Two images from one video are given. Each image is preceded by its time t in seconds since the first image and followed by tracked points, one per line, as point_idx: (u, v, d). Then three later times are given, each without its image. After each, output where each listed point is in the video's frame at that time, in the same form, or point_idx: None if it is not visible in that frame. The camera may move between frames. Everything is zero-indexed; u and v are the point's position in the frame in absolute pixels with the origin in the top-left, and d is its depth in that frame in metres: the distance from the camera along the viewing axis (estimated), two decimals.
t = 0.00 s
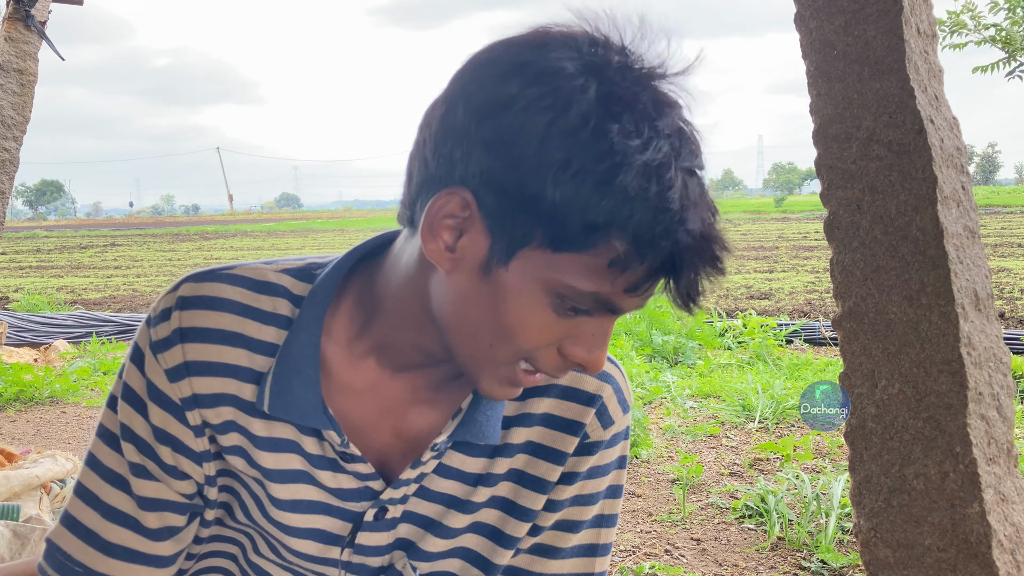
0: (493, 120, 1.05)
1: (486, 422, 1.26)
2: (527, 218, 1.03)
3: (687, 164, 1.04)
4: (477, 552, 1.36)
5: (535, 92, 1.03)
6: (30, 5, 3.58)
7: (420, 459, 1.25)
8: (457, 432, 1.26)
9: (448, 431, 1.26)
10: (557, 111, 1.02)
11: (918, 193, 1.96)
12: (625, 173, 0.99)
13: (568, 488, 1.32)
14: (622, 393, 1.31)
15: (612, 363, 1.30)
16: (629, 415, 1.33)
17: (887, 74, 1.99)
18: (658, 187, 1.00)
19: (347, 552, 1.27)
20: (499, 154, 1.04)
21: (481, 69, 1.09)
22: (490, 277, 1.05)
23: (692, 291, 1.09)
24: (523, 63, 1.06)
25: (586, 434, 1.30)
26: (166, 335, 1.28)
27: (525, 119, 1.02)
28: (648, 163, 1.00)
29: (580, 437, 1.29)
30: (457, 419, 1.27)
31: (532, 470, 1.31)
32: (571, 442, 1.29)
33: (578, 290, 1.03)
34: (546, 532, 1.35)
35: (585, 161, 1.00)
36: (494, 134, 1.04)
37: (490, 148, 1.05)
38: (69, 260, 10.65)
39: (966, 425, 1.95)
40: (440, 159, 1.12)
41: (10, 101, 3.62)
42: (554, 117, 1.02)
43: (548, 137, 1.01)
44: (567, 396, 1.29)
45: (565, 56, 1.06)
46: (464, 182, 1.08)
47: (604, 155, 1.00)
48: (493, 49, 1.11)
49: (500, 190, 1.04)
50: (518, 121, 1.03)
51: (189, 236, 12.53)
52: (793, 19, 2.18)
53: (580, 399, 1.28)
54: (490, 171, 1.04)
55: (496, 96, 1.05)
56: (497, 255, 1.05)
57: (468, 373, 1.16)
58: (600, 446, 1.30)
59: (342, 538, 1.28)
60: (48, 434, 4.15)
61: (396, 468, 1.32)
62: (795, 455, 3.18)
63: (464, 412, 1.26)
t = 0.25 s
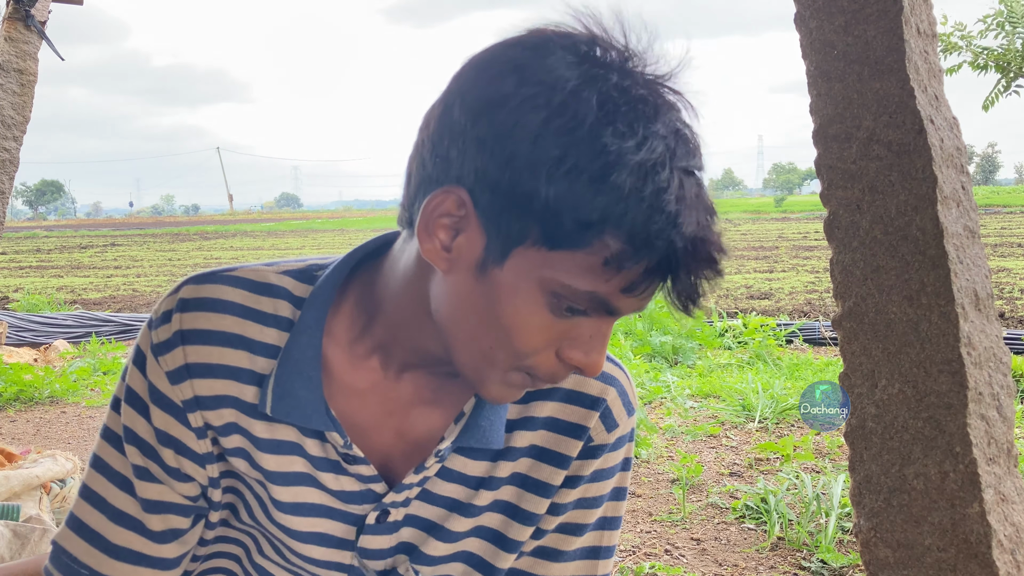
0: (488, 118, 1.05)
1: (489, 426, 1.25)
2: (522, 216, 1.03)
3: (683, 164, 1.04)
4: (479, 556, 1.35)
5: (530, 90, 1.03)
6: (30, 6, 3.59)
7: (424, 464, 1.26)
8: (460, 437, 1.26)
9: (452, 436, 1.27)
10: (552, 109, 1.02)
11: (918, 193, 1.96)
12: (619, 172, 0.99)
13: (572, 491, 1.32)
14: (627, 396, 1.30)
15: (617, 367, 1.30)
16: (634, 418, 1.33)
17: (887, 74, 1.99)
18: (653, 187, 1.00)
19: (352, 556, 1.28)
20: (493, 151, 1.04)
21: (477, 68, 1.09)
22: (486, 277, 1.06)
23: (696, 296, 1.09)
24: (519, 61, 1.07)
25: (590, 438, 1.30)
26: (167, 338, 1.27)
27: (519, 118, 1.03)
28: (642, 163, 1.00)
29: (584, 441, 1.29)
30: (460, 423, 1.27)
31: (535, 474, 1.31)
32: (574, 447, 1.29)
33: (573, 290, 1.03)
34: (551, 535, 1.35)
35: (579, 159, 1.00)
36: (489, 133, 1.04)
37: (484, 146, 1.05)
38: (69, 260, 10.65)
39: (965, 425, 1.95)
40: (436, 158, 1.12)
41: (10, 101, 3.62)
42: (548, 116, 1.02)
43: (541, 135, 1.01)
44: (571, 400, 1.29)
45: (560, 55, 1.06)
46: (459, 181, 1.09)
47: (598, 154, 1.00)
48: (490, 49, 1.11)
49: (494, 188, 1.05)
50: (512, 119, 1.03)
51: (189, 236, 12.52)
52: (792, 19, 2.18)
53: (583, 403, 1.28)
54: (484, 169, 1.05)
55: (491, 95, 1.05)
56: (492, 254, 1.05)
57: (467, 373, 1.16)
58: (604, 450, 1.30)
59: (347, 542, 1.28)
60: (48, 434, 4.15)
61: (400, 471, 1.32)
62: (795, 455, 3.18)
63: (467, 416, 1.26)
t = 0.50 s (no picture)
0: (478, 119, 1.05)
1: (492, 423, 1.25)
2: (510, 218, 1.03)
3: (673, 166, 1.03)
4: (480, 552, 1.36)
5: (519, 90, 1.03)
6: (30, 6, 3.59)
7: (427, 461, 1.25)
8: (464, 433, 1.26)
9: (456, 432, 1.26)
10: (541, 110, 1.02)
11: (918, 193, 1.96)
12: (605, 175, 0.99)
13: (575, 489, 1.32)
14: (633, 393, 1.30)
15: (622, 365, 1.30)
16: (640, 417, 1.32)
17: (887, 74, 1.99)
18: (640, 190, 1.00)
19: (355, 554, 1.28)
20: (481, 152, 1.04)
21: (470, 67, 1.09)
22: (475, 278, 1.06)
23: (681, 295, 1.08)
24: (511, 60, 1.06)
25: (595, 436, 1.29)
26: (171, 335, 1.28)
27: (508, 118, 1.03)
28: (629, 165, 1.00)
29: (588, 439, 1.29)
30: (463, 420, 1.27)
31: (539, 472, 1.31)
32: (578, 444, 1.29)
33: (561, 291, 1.03)
34: (551, 532, 1.35)
35: (566, 161, 1.00)
36: (478, 133, 1.04)
37: (473, 147, 1.05)
38: (69, 259, 10.65)
39: (965, 425, 1.95)
40: (428, 158, 1.13)
41: (10, 101, 3.62)
42: (536, 117, 1.01)
43: (529, 136, 1.01)
44: (575, 398, 1.29)
45: (551, 54, 1.05)
46: (450, 181, 1.09)
47: (585, 156, 1.00)
48: (484, 47, 1.11)
49: (482, 189, 1.05)
50: (501, 120, 1.03)
51: (189, 236, 12.52)
52: (792, 19, 2.18)
53: (588, 400, 1.28)
54: (473, 170, 1.05)
55: (481, 95, 1.05)
56: (481, 255, 1.05)
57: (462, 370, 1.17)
58: (609, 448, 1.30)
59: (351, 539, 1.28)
60: (48, 434, 4.15)
61: (405, 468, 1.31)
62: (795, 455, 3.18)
63: (470, 413, 1.26)
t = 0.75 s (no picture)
0: (488, 105, 1.05)
1: (496, 420, 1.26)
2: (518, 204, 1.03)
3: (682, 157, 1.04)
4: (484, 548, 1.36)
5: (530, 77, 1.04)
6: (30, 6, 3.59)
7: (431, 457, 1.25)
8: (467, 430, 1.26)
9: (460, 428, 1.27)
10: (551, 96, 1.02)
11: (918, 193, 1.96)
12: (614, 159, 1.00)
13: (577, 485, 1.32)
14: (637, 390, 1.30)
15: (626, 361, 1.30)
16: (644, 414, 1.32)
17: (886, 74, 1.99)
18: (649, 176, 1.00)
19: (359, 549, 1.28)
20: (491, 138, 1.04)
21: (482, 57, 1.10)
22: (483, 264, 1.05)
23: (690, 291, 1.09)
24: (522, 50, 1.07)
25: (598, 432, 1.30)
26: (180, 330, 1.28)
27: (518, 105, 1.03)
28: (638, 152, 1.00)
29: (591, 434, 1.29)
30: (467, 417, 1.27)
31: (541, 467, 1.31)
32: (581, 440, 1.29)
33: (569, 280, 1.03)
34: (553, 528, 1.35)
35: (575, 146, 1.00)
36: (488, 119, 1.05)
37: (483, 133, 1.05)
38: (69, 260, 10.65)
39: (965, 426, 1.95)
40: (438, 147, 1.13)
41: (10, 101, 3.62)
42: (546, 103, 1.02)
43: (539, 121, 1.02)
44: (579, 393, 1.29)
45: (561, 44, 1.06)
46: (459, 169, 1.09)
47: (594, 141, 1.00)
48: (495, 39, 1.12)
49: (492, 175, 1.05)
50: (512, 106, 1.03)
51: (189, 236, 12.52)
52: (792, 19, 2.18)
53: (592, 397, 1.28)
54: (482, 157, 1.05)
55: (492, 82, 1.06)
56: (489, 242, 1.05)
57: (465, 363, 1.16)
58: (612, 444, 1.30)
59: (355, 534, 1.28)
60: (48, 434, 4.15)
61: (408, 464, 1.31)
62: (795, 455, 3.17)
63: (474, 410, 1.26)
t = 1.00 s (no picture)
0: (492, 127, 1.05)
1: (501, 423, 1.26)
2: (523, 225, 1.03)
3: (687, 172, 1.04)
4: (485, 548, 1.36)
5: (534, 98, 1.04)
6: (30, 6, 3.59)
7: (436, 459, 1.25)
8: (473, 433, 1.26)
9: (465, 431, 1.27)
10: (555, 118, 1.02)
11: (918, 194, 1.96)
12: (618, 181, 1.00)
13: (580, 486, 1.32)
14: (641, 394, 1.30)
15: (630, 364, 1.30)
16: (647, 417, 1.32)
17: (887, 74, 1.99)
18: (655, 195, 1.00)
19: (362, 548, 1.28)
20: (496, 159, 1.05)
21: (484, 76, 1.10)
22: (490, 285, 1.06)
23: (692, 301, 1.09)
24: (524, 69, 1.07)
25: (601, 435, 1.30)
26: (191, 327, 1.28)
27: (522, 126, 1.03)
28: (643, 171, 1.00)
29: (595, 437, 1.29)
30: (472, 419, 1.27)
31: (544, 469, 1.31)
32: (584, 442, 1.29)
33: (576, 299, 1.03)
34: (555, 529, 1.36)
35: (579, 168, 1.01)
36: (492, 141, 1.05)
37: (487, 156, 1.06)
38: (69, 260, 10.66)
39: (965, 425, 1.95)
40: (442, 167, 1.13)
41: (10, 101, 3.62)
42: (550, 124, 1.02)
43: (543, 143, 1.02)
44: (583, 396, 1.29)
45: (564, 62, 1.06)
46: (463, 189, 1.09)
47: (598, 163, 1.00)
48: (496, 57, 1.12)
49: (496, 197, 1.05)
50: (515, 127, 1.03)
51: (189, 236, 12.52)
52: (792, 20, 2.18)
53: (596, 400, 1.28)
54: (487, 178, 1.05)
55: (495, 103, 1.06)
56: (495, 263, 1.05)
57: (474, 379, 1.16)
58: (615, 447, 1.30)
59: (359, 534, 1.28)
60: (48, 434, 4.15)
61: (414, 465, 1.31)
62: (795, 455, 3.18)
63: (479, 413, 1.27)
